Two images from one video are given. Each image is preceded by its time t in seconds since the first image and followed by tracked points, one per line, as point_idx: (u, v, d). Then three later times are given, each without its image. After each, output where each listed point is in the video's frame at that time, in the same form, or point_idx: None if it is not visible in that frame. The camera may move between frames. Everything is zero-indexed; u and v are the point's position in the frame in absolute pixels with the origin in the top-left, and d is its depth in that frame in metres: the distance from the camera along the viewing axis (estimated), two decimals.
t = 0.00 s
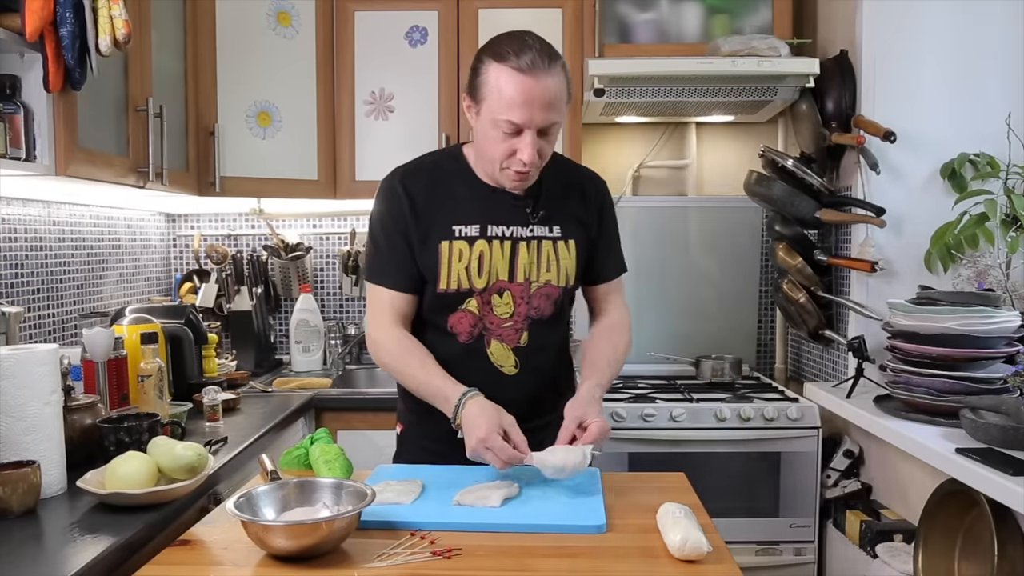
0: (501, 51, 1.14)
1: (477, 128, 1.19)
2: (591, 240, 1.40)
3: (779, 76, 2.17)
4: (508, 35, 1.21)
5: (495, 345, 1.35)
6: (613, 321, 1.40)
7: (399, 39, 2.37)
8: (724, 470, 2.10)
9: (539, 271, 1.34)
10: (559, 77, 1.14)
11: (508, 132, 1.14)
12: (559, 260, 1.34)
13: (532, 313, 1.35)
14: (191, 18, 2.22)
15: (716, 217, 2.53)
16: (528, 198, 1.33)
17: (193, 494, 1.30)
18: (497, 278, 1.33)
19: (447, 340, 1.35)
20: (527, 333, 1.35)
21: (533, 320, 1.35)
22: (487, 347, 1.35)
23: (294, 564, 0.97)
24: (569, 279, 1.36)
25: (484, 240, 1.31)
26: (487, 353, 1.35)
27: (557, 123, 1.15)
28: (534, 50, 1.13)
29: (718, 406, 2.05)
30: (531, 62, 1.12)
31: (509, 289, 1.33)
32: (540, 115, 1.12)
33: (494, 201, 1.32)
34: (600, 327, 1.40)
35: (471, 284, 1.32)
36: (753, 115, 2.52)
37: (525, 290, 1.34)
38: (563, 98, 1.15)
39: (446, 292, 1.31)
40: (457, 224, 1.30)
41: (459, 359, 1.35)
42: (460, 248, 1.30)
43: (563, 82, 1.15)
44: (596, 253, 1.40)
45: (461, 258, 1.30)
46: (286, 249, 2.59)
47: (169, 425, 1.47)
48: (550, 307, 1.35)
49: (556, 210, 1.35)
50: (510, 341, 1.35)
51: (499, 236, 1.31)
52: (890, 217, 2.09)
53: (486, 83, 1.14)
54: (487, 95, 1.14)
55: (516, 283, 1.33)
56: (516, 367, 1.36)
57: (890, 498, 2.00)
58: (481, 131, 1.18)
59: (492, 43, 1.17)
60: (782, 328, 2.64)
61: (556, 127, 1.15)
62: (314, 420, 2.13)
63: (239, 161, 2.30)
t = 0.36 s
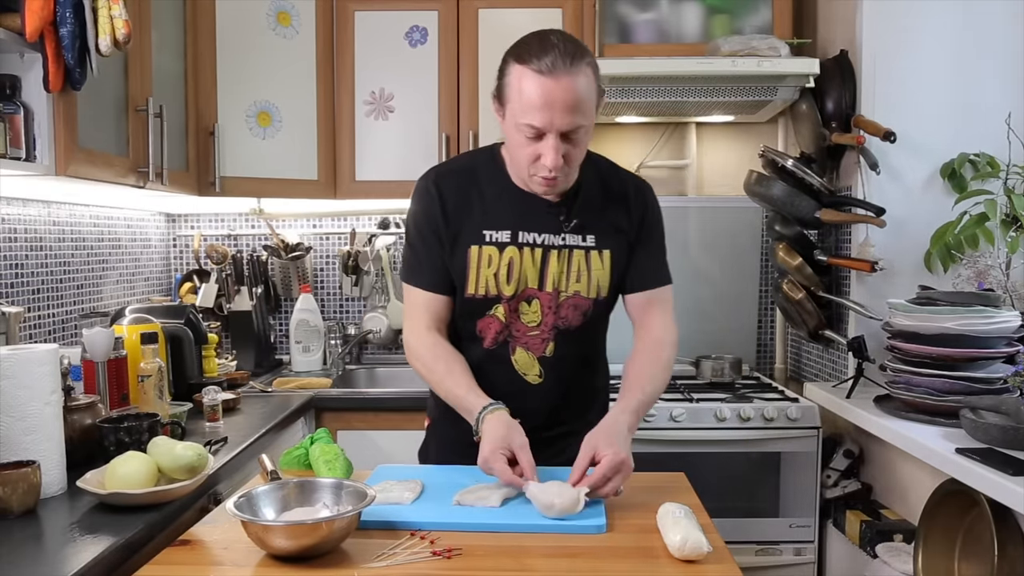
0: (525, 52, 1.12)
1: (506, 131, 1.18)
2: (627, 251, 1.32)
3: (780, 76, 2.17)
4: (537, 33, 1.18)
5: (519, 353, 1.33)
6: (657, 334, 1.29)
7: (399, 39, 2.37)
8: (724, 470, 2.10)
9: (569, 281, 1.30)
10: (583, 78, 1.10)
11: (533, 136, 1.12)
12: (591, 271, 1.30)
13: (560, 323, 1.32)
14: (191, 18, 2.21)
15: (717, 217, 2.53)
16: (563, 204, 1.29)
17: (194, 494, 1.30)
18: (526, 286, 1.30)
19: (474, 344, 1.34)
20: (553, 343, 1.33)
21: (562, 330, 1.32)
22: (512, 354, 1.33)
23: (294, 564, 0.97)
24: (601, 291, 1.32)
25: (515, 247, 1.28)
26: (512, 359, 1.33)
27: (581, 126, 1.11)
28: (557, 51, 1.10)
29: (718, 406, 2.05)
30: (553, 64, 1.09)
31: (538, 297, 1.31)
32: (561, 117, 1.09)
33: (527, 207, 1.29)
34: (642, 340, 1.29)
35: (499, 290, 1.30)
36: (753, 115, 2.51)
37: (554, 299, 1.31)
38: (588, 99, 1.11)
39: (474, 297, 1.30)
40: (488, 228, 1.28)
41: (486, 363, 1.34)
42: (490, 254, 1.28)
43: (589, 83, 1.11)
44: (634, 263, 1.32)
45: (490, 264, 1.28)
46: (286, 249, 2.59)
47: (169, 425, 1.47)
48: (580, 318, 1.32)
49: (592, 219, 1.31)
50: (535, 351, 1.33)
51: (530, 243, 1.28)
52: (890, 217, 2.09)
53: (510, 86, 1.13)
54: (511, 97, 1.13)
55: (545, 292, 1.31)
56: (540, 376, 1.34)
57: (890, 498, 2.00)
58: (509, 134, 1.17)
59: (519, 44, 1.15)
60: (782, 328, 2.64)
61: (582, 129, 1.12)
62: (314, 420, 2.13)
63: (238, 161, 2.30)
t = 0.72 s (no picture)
0: (536, 52, 1.09)
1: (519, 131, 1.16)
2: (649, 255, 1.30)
3: (780, 76, 2.17)
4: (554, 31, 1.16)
5: (533, 354, 1.32)
6: (680, 339, 1.26)
7: (399, 39, 2.37)
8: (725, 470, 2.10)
9: (587, 284, 1.28)
10: (595, 78, 1.07)
11: (543, 136, 1.10)
12: (611, 274, 1.28)
13: (577, 326, 1.30)
14: (191, 19, 2.21)
15: (716, 217, 2.53)
16: (584, 205, 1.28)
17: (194, 494, 1.30)
18: (543, 287, 1.29)
19: (489, 343, 1.34)
20: (569, 346, 1.31)
21: (578, 334, 1.31)
22: (526, 356, 1.32)
23: (294, 563, 0.97)
24: (621, 295, 1.29)
25: (532, 247, 1.27)
26: (526, 361, 1.32)
27: (593, 128, 1.08)
28: (568, 50, 1.07)
29: (718, 406, 2.05)
30: (563, 64, 1.06)
31: (554, 300, 1.29)
32: (569, 119, 1.06)
33: (547, 207, 1.28)
34: (665, 346, 1.26)
35: (514, 290, 1.29)
36: (753, 115, 2.51)
37: (571, 302, 1.29)
38: (599, 101, 1.07)
39: (489, 296, 1.30)
40: (506, 227, 1.28)
41: (501, 363, 1.34)
42: (507, 253, 1.28)
43: (601, 83, 1.07)
44: (657, 268, 1.29)
45: (506, 263, 1.28)
46: (286, 249, 2.59)
47: (168, 425, 1.47)
48: (598, 322, 1.30)
49: (614, 221, 1.28)
50: (550, 353, 1.32)
51: (548, 244, 1.27)
52: (890, 217, 2.09)
53: (521, 86, 1.10)
54: (523, 98, 1.10)
55: (562, 294, 1.29)
56: (555, 378, 1.33)
57: (890, 498, 2.00)
58: (522, 134, 1.15)
59: (532, 43, 1.12)
60: (783, 328, 2.64)
61: (594, 131, 1.09)
62: (313, 420, 2.13)
63: (238, 161, 2.30)
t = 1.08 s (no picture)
0: (529, 44, 1.10)
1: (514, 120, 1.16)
2: (649, 251, 1.29)
3: (780, 76, 2.17)
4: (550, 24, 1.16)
5: (524, 342, 1.31)
6: (688, 334, 1.26)
7: (399, 39, 2.37)
8: (725, 470, 2.10)
9: (580, 273, 1.28)
10: (586, 70, 1.07)
11: (535, 128, 1.10)
12: (604, 265, 1.28)
13: (568, 315, 1.29)
14: (192, 19, 2.21)
15: (715, 217, 2.53)
16: (580, 197, 1.29)
17: (194, 494, 1.30)
18: (535, 275, 1.29)
19: (480, 330, 1.34)
20: (560, 334, 1.30)
21: (569, 323, 1.30)
22: (518, 343, 1.31)
23: (294, 564, 0.97)
24: (615, 287, 1.29)
25: (526, 235, 1.29)
26: (517, 349, 1.32)
27: (582, 117, 1.08)
28: (560, 42, 1.08)
29: (718, 406, 2.05)
30: (553, 55, 1.07)
31: (546, 288, 1.29)
32: (559, 109, 1.06)
33: (542, 197, 1.30)
34: (672, 340, 1.26)
35: (505, 277, 1.30)
36: (753, 115, 2.51)
37: (563, 291, 1.29)
38: (590, 91, 1.07)
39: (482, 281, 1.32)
40: (501, 215, 1.30)
41: (492, 353, 1.33)
42: (501, 240, 1.30)
43: (593, 74, 1.08)
44: (657, 264, 1.29)
45: (499, 250, 1.30)
46: (286, 249, 2.59)
47: (168, 425, 1.47)
48: (591, 313, 1.29)
49: (611, 215, 1.29)
50: (541, 341, 1.31)
51: (541, 233, 1.29)
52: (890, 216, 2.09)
53: (515, 78, 1.11)
54: (516, 89, 1.11)
55: (554, 283, 1.29)
56: (545, 367, 1.32)
57: (890, 498, 2.01)
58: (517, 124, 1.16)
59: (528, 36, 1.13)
60: (783, 328, 2.64)
61: (586, 121, 1.09)
62: (314, 420, 2.13)
63: (238, 161, 2.30)
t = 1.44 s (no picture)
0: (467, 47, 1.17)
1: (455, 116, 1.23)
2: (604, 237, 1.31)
3: (780, 76, 2.17)
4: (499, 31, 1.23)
5: (488, 325, 1.31)
6: (642, 313, 1.32)
7: (399, 39, 2.37)
8: (725, 470, 2.09)
9: (541, 255, 1.29)
10: (511, 71, 1.13)
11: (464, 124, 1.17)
12: (563, 247, 1.29)
13: (531, 296, 1.29)
14: (192, 19, 2.21)
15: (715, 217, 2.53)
16: (535, 186, 1.31)
17: (194, 494, 1.30)
18: (496, 259, 1.29)
19: (445, 320, 1.33)
20: (523, 314, 1.30)
21: (532, 304, 1.30)
22: (482, 325, 1.31)
23: (294, 564, 0.97)
24: (574, 267, 1.30)
25: (486, 223, 1.29)
26: (481, 333, 1.31)
27: (504, 113, 1.13)
28: (492, 46, 1.14)
29: (718, 406, 2.05)
30: (481, 57, 1.13)
31: (507, 271, 1.29)
32: (481, 106, 1.12)
33: (500, 187, 1.31)
34: (627, 324, 1.31)
35: (467, 263, 1.30)
36: (753, 115, 2.52)
37: (525, 272, 1.29)
38: (516, 89, 1.13)
39: (444, 271, 1.31)
40: (462, 207, 1.31)
41: (457, 341, 1.32)
42: (462, 229, 1.30)
43: (518, 76, 1.13)
44: (613, 249, 1.31)
45: (460, 238, 1.30)
46: (286, 249, 2.59)
47: (168, 425, 1.47)
48: (552, 293, 1.30)
49: (566, 201, 1.30)
50: (504, 323, 1.30)
51: (501, 220, 1.29)
52: (890, 216, 2.09)
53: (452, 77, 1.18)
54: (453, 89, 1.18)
55: (515, 265, 1.29)
56: (508, 346, 1.31)
57: (890, 498, 2.00)
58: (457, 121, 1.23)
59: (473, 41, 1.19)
60: (783, 328, 2.63)
61: (509, 119, 1.14)
62: (314, 420, 2.13)
63: (238, 161, 2.30)
